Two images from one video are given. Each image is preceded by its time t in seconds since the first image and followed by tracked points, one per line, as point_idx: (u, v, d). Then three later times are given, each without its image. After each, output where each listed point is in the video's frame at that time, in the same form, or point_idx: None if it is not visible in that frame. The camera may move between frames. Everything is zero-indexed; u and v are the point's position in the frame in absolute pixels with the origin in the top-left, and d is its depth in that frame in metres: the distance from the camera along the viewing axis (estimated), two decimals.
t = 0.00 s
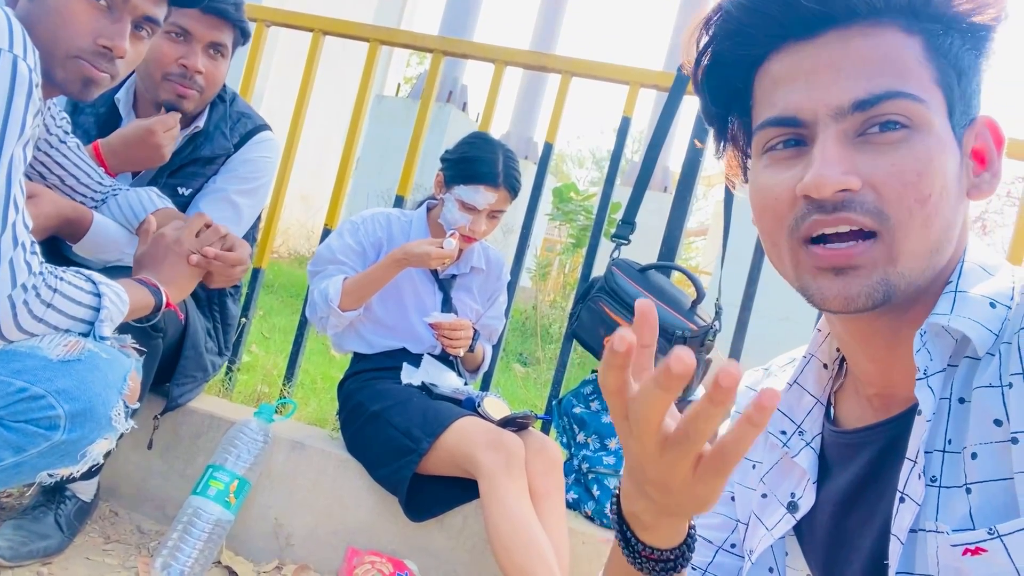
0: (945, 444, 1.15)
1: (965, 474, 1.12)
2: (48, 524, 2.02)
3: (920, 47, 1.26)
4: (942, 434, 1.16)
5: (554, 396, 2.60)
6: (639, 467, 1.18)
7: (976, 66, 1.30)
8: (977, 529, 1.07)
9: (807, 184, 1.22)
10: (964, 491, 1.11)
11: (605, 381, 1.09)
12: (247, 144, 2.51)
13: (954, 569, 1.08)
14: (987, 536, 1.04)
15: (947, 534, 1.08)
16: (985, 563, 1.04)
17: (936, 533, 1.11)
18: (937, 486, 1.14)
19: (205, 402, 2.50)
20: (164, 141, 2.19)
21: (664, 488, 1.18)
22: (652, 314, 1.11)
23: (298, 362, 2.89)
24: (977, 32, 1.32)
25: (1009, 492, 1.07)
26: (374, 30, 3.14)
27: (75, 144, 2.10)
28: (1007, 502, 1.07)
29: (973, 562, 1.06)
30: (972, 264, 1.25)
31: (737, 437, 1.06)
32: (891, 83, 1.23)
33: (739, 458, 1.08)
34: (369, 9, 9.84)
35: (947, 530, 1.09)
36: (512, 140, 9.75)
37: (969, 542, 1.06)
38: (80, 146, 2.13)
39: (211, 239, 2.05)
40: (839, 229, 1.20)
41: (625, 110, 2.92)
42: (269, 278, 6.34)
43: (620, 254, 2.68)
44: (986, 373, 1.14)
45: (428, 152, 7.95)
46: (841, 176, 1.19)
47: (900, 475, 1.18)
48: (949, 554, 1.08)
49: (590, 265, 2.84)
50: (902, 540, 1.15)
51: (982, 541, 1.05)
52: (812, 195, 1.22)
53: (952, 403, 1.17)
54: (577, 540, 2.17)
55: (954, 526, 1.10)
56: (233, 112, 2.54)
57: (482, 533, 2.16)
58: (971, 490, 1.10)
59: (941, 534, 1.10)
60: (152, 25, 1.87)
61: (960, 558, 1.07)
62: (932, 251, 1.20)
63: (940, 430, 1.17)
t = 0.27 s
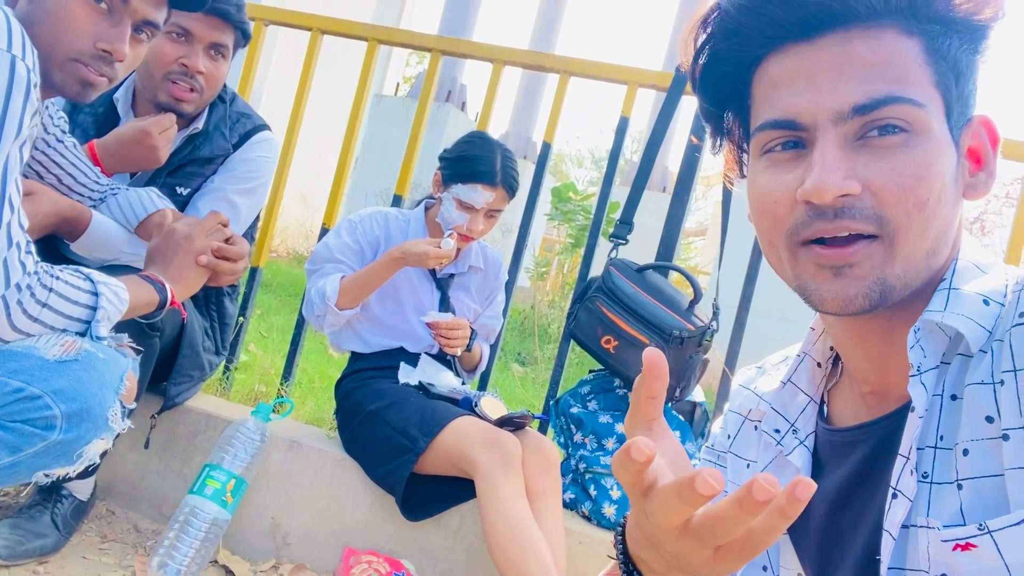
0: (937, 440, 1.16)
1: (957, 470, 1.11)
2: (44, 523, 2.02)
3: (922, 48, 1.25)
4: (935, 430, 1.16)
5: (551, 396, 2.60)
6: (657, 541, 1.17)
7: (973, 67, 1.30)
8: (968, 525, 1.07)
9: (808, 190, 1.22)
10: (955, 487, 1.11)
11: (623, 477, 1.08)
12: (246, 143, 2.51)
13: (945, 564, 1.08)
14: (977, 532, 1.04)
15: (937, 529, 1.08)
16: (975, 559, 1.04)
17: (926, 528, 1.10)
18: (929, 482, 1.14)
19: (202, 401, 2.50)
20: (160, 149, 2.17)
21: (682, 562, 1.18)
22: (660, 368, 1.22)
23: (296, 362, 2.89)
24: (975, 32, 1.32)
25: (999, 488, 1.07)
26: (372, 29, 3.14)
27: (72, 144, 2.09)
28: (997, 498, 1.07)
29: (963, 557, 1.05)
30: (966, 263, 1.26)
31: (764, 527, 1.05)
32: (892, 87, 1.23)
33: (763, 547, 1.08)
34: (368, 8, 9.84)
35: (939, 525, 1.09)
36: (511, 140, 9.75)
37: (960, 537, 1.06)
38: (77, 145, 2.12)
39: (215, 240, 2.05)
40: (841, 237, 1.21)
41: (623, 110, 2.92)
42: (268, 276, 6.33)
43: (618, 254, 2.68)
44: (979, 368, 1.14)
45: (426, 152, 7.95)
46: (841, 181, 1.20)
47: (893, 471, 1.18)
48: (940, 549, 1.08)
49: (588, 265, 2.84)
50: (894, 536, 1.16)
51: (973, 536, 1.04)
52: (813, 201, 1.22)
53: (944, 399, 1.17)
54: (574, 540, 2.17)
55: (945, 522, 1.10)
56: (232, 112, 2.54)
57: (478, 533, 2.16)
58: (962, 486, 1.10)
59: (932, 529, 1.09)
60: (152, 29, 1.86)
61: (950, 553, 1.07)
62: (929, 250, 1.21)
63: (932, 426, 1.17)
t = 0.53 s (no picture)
0: (937, 441, 1.16)
1: (958, 472, 1.12)
2: (45, 522, 2.02)
3: (927, 54, 1.26)
4: (935, 431, 1.17)
5: (551, 396, 2.60)
6: (659, 536, 1.19)
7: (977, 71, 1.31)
8: (970, 525, 1.07)
9: (813, 192, 1.23)
10: (956, 488, 1.11)
11: (627, 466, 1.09)
12: (250, 145, 2.51)
13: (946, 565, 1.08)
14: (979, 533, 1.04)
15: (939, 530, 1.09)
16: (977, 560, 1.05)
17: (928, 529, 1.11)
18: (930, 483, 1.15)
19: (203, 401, 2.50)
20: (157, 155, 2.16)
21: (684, 557, 1.19)
22: (669, 365, 1.22)
23: (297, 362, 2.90)
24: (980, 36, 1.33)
25: (1001, 490, 1.08)
26: (373, 30, 3.14)
27: (75, 143, 2.09)
28: (998, 500, 1.08)
29: (965, 558, 1.06)
30: (967, 264, 1.26)
31: (765, 524, 1.06)
32: (898, 90, 1.23)
33: (763, 543, 1.09)
34: (369, 8, 9.85)
35: (940, 526, 1.09)
36: (511, 140, 9.75)
37: (962, 538, 1.06)
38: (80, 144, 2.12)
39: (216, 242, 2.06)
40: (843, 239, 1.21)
41: (624, 111, 2.93)
42: (267, 275, 6.33)
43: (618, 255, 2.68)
44: (980, 370, 1.14)
45: (427, 152, 7.96)
46: (845, 183, 1.20)
47: (894, 472, 1.19)
48: (942, 550, 1.09)
49: (589, 266, 2.85)
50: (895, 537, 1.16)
51: (975, 537, 1.05)
52: (818, 204, 1.22)
53: (944, 400, 1.18)
54: (574, 540, 2.17)
55: (947, 522, 1.10)
56: (235, 114, 2.55)
57: (479, 533, 2.16)
58: (963, 487, 1.11)
59: (934, 530, 1.10)
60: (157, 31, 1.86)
61: (953, 554, 1.07)
62: (932, 251, 1.20)
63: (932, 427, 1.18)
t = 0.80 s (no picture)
0: (942, 445, 1.16)
1: (963, 476, 1.12)
2: (46, 523, 2.02)
3: (934, 58, 1.25)
4: (940, 435, 1.16)
5: (553, 398, 2.60)
6: (651, 524, 1.20)
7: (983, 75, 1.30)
8: (978, 531, 1.08)
9: (814, 198, 1.22)
10: (962, 493, 1.11)
11: (617, 449, 1.10)
12: (253, 145, 2.51)
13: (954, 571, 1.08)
14: (990, 539, 1.05)
15: (948, 536, 1.09)
16: (986, 566, 1.05)
17: (935, 534, 1.11)
18: (935, 488, 1.14)
19: (204, 401, 2.50)
20: (155, 160, 2.15)
21: (675, 548, 1.19)
22: (668, 357, 1.22)
23: (299, 362, 2.89)
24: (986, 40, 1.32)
25: (1006, 494, 1.08)
26: (376, 30, 3.14)
27: (76, 143, 2.09)
28: (1005, 505, 1.08)
29: (975, 564, 1.06)
30: (974, 269, 1.26)
31: (752, 510, 1.08)
32: (904, 94, 1.23)
33: (751, 529, 1.09)
34: (369, 7, 9.84)
35: (948, 532, 1.09)
36: (512, 140, 9.75)
37: (972, 544, 1.06)
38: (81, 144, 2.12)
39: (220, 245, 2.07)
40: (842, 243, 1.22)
41: (627, 113, 2.92)
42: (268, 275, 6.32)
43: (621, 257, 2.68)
44: (986, 374, 1.14)
45: (428, 152, 7.95)
46: (848, 188, 1.20)
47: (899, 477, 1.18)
48: (950, 556, 1.08)
49: (592, 267, 2.84)
50: (901, 542, 1.15)
51: (985, 543, 1.05)
52: (820, 209, 1.22)
53: (949, 404, 1.18)
54: (576, 543, 2.16)
55: (953, 528, 1.10)
56: (238, 114, 2.54)
57: (481, 536, 2.16)
58: (969, 491, 1.11)
59: (942, 535, 1.10)
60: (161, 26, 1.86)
61: (962, 560, 1.07)
62: (936, 258, 1.20)
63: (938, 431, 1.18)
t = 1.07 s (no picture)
0: (943, 450, 1.15)
1: (965, 481, 1.11)
2: (47, 524, 2.02)
3: (933, 63, 1.24)
4: (941, 440, 1.16)
5: (554, 401, 2.59)
6: (646, 520, 1.19)
7: (984, 81, 1.30)
8: (981, 537, 1.07)
9: (813, 202, 1.22)
10: (964, 499, 1.10)
11: (610, 440, 1.12)
12: (255, 146, 2.50)
13: None
14: (994, 545, 1.04)
15: (951, 542, 1.08)
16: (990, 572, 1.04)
17: (938, 540, 1.10)
18: (937, 493, 1.14)
19: (204, 403, 2.49)
20: (150, 164, 2.14)
21: (669, 544, 1.19)
22: (665, 356, 1.22)
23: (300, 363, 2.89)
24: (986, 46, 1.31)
25: (1008, 499, 1.07)
26: (378, 31, 3.13)
27: (76, 145, 2.08)
28: (1007, 510, 1.07)
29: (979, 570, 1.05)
30: (976, 275, 1.25)
31: (744, 505, 1.06)
32: (902, 100, 1.22)
33: (743, 525, 1.08)
34: (371, 7, 9.84)
35: (950, 538, 1.08)
36: (514, 141, 9.74)
37: (976, 550, 1.05)
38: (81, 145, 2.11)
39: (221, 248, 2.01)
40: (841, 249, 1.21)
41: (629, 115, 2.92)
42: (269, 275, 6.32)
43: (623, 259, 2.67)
44: (988, 379, 1.13)
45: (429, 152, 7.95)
46: (844, 193, 1.19)
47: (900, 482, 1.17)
48: (953, 561, 1.08)
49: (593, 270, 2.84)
50: (902, 548, 1.15)
51: (989, 549, 1.04)
52: (817, 213, 1.22)
53: (949, 408, 1.17)
54: (578, 546, 2.16)
55: (956, 534, 1.09)
56: (240, 116, 2.54)
57: (482, 538, 2.15)
58: (971, 497, 1.10)
59: (944, 541, 1.09)
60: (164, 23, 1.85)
61: (965, 566, 1.06)
62: (935, 266, 1.19)
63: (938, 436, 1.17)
